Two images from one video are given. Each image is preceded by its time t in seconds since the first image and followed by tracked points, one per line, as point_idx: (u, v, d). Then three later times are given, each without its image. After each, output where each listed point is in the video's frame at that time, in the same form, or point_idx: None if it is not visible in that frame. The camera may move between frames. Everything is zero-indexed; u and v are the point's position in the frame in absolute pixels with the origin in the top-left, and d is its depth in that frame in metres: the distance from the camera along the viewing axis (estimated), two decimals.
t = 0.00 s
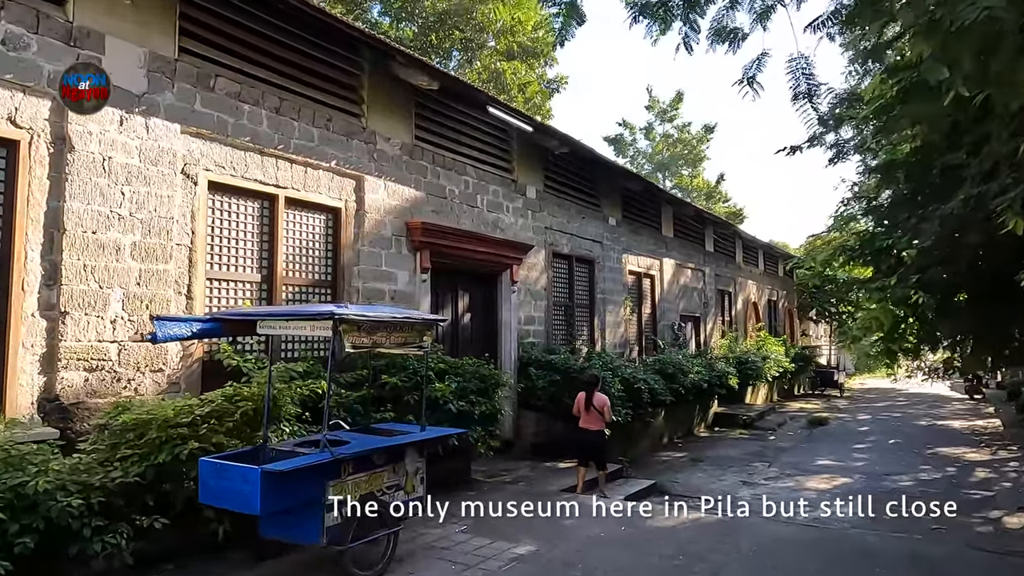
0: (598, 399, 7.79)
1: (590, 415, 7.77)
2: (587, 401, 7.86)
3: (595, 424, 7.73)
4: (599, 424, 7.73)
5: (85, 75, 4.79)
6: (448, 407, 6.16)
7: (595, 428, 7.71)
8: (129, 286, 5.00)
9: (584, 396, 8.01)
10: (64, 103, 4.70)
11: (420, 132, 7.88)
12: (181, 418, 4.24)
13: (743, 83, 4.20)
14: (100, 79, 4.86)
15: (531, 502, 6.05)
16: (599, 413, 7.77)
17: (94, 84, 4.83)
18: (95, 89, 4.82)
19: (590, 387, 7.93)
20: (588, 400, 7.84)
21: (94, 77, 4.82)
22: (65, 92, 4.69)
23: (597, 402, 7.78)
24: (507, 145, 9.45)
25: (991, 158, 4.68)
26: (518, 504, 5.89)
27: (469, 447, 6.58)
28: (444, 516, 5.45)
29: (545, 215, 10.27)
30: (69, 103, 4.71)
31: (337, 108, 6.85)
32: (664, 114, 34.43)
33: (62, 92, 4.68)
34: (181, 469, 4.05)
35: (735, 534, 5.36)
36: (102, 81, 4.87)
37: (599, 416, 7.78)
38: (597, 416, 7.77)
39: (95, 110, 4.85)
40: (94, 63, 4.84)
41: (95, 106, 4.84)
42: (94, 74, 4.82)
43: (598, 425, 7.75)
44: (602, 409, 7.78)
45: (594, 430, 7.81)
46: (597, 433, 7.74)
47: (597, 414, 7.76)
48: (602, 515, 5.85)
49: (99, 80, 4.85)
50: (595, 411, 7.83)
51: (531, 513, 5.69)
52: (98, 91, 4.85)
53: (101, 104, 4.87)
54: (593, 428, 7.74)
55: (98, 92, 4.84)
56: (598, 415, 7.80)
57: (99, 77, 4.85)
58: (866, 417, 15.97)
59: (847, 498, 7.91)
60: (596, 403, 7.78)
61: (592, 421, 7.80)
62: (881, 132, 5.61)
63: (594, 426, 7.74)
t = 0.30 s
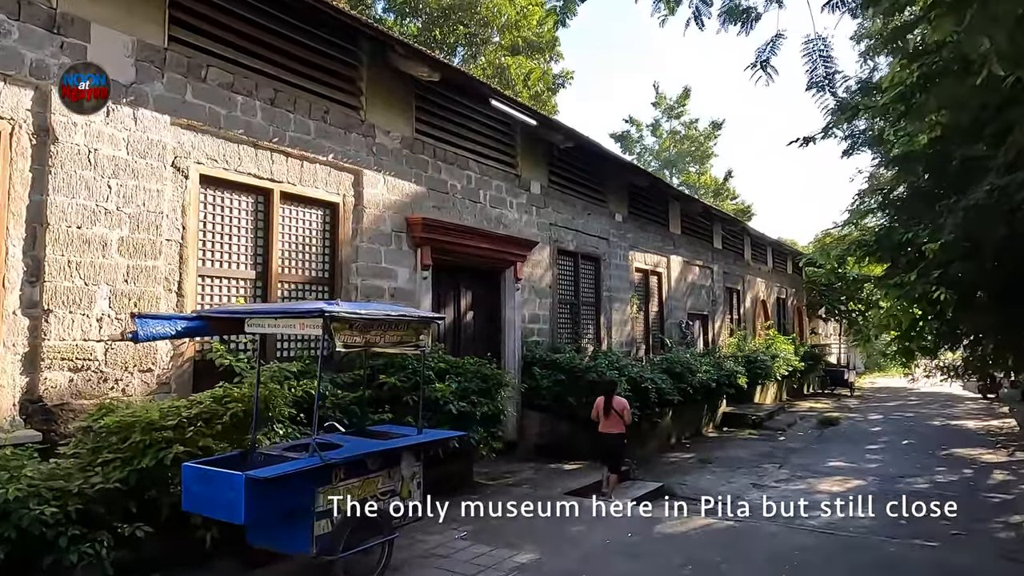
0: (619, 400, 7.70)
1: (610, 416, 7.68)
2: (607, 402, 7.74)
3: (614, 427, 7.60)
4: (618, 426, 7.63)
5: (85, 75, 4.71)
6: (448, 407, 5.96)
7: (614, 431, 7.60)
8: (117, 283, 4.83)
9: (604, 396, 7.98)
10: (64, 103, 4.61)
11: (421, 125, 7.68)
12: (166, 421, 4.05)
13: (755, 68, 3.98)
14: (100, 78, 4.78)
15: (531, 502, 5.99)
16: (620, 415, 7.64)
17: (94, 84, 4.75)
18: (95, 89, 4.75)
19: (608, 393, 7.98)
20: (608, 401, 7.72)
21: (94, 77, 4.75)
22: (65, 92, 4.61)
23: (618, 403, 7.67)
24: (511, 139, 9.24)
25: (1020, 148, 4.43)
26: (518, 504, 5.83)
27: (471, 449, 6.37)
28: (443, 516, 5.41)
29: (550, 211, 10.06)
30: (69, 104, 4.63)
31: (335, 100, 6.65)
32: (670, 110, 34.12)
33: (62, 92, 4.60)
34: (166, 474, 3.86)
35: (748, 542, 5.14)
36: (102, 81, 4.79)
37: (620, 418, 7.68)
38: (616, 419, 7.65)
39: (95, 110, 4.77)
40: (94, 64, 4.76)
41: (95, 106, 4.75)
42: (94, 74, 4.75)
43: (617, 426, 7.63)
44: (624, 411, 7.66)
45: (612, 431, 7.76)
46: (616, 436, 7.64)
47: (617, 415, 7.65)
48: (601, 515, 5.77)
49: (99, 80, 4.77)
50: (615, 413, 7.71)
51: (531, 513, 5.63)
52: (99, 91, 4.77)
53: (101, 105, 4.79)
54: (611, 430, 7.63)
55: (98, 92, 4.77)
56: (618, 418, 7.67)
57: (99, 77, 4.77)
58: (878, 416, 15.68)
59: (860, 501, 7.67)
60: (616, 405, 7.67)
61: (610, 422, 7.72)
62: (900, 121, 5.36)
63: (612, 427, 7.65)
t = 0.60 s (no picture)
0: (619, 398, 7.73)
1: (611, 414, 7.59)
2: (606, 401, 7.69)
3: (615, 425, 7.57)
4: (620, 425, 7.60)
5: (85, 75, 4.69)
6: (433, 407, 5.76)
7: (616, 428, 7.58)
8: (84, 278, 4.64)
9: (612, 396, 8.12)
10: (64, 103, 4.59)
11: (408, 117, 7.49)
12: (129, 421, 3.87)
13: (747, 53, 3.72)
14: (100, 78, 4.76)
15: (531, 502, 5.92)
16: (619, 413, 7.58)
17: (94, 84, 4.73)
18: (95, 89, 4.73)
19: (608, 390, 8.08)
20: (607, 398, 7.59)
21: (94, 77, 4.73)
22: (66, 92, 4.58)
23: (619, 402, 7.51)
24: (502, 133, 9.05)
25: None
26: (519, 504, 5.76)
27: (458, 449, 6.18)
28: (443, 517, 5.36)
29: (543, 206, 9.87)
30: (69, 103, 4.61)
31: (318, 90, 6.46)
32: (669, 108, 33.94)
33: (62, 92, 4.57)
34: (129, 476, 3.68)
35: (741, 546, 4.94)
36: (102, 81, 4.77)
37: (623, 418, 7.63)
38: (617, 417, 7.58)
39: (97, 110, 4.76)
40: (94, 63, 4.73)
41: (96, 106, 4.74)
42: (94, 74, 4.72)
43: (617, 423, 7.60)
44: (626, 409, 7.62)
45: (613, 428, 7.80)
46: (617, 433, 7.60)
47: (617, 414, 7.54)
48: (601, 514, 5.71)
49: (99, 80, 4.75)
50: (617, 411, 7.60)
51: (531, 513, 5.55)
52: (99, 91, 4.75)
53: (103, 104, 4.78)
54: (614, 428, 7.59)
55: (98, 92, 4.74)
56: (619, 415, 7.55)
57: (99, 76, 4.75)
58: (878, 416, 15.49)
59: (859, 503, 7.47)
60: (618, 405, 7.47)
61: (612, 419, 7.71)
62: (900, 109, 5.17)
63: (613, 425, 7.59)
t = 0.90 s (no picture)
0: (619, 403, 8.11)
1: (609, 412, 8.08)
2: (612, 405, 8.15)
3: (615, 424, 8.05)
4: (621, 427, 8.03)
5: (86, 75, 4.70)
6: (409, 410, 5.55)
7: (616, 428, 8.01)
8: (36, 275, 4.43)
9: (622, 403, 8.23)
10: (64, 104, 4.60)
11: (388, 110, 7.26)
12: (76, 428, 3.65)
13: (730, 32, 2.98)
14: (100, 78, 4.76)
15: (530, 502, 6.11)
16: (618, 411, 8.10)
17: (94, 84, 4.73)
18: (95, 89, 4.73)
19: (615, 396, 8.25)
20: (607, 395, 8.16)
21: (94, 77, 4.73)
22: (66, 92, 4.59)
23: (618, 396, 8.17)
24: (488, 127, 8.83)
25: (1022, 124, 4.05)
26: (518, 505, 5.89)
27: (437, 453, 5.96)
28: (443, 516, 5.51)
29: (530, 203, 9.65)
30: (69, 103, 4.62)
31: (292, 81, 6.23)
32: (663, 105, 33.77)
33: (62, 92, 4.58)
34: (72, 486, 3.47)
35: (727, 556, 4.75)
36: (102, 81, 4.78)
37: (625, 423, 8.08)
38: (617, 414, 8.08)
39: (97, 110, 4.76)
40: (94, 63, 4.74)
41: (96, 107, 4.75)
42: (94, 74, 4.73)
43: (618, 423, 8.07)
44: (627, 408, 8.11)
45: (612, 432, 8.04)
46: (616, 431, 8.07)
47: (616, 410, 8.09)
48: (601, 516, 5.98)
49: (99, 80, 4.75)
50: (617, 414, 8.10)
51: (531, 514, 5.74)
52: (99, 91, 4.75)
53: (103, 105, 4.78)
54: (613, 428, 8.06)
55: (98, 92, 4.75)
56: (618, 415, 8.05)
57: (99, 76, 4.76)
58: (871, 415, 15.32)
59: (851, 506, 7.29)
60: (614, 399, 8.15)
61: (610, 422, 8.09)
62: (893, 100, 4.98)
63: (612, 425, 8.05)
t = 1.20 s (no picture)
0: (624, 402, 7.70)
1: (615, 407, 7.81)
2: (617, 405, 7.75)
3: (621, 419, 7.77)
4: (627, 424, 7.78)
5: (86, 75, 4.70)
6: (387, 410, 5.35)
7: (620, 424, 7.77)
8: None
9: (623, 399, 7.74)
10: (63, 103, 4.59)
11: (368, 100, 7.05)
12: (24, 430, 3.48)
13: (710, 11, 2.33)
14: (100, 78, 4.76)
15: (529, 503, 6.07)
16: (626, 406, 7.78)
17: (95, 84, 4.73)
18: (95, 89, 4.73)
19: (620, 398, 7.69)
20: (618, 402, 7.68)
21: (94, 77, 4.73)
22: (65, 92, 4.58)
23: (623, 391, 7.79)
24: (473, 119, 8.63)
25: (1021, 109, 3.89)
26: (518, 504, 5.94)
27: (416, 454, 5.77)
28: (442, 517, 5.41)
29: (518, 197, 9.45)
30: (69, 103, 4.61)
31: (266, 69, 6.01)
32: (656, 102, 33.62)
33: (62, 92, 4.58)
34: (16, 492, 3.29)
35: (713, 562, 4.56)
36: (102, 81, 4.78)
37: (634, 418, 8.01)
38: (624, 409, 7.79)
39: (97, 110, 4.76)
40: (94, 63, 4.74)
41: (96, 107, 4.74)
42: (95, 75, 4.73)
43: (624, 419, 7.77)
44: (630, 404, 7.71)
45: (617, 426, 7.69)
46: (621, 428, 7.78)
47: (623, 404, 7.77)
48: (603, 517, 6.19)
49: (99, 80, 4.75)
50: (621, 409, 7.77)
51: (531, 513, 5.69)
52: (99, 91, 4.75)
53: (102, 105, 4.78)
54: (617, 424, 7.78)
55: (98, 92, 4.74)
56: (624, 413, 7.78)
57: (100, 76, 4.76)
58: (865, 413, 15.18)
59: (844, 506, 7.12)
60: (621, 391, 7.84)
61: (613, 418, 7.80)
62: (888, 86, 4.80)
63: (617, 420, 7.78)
